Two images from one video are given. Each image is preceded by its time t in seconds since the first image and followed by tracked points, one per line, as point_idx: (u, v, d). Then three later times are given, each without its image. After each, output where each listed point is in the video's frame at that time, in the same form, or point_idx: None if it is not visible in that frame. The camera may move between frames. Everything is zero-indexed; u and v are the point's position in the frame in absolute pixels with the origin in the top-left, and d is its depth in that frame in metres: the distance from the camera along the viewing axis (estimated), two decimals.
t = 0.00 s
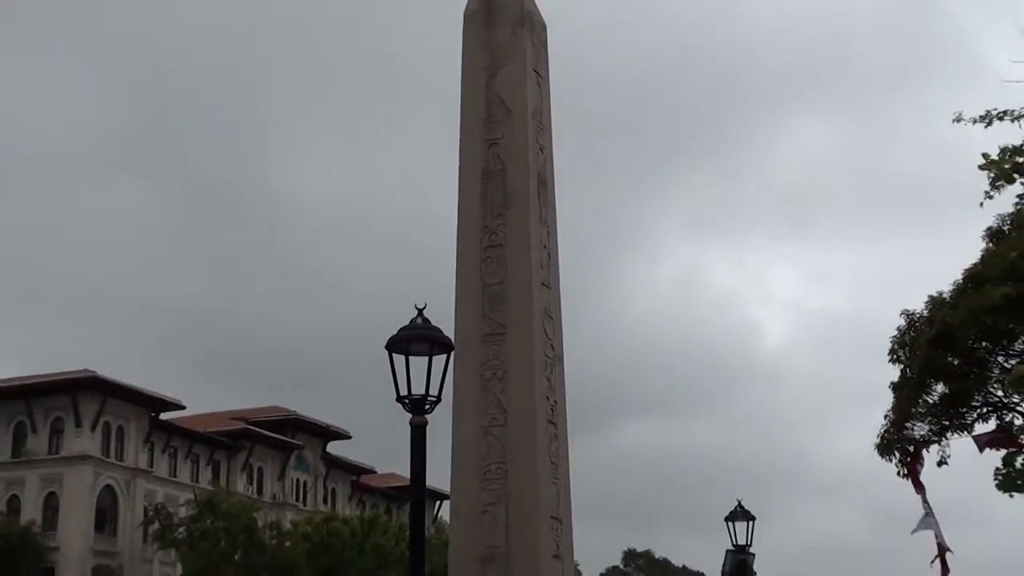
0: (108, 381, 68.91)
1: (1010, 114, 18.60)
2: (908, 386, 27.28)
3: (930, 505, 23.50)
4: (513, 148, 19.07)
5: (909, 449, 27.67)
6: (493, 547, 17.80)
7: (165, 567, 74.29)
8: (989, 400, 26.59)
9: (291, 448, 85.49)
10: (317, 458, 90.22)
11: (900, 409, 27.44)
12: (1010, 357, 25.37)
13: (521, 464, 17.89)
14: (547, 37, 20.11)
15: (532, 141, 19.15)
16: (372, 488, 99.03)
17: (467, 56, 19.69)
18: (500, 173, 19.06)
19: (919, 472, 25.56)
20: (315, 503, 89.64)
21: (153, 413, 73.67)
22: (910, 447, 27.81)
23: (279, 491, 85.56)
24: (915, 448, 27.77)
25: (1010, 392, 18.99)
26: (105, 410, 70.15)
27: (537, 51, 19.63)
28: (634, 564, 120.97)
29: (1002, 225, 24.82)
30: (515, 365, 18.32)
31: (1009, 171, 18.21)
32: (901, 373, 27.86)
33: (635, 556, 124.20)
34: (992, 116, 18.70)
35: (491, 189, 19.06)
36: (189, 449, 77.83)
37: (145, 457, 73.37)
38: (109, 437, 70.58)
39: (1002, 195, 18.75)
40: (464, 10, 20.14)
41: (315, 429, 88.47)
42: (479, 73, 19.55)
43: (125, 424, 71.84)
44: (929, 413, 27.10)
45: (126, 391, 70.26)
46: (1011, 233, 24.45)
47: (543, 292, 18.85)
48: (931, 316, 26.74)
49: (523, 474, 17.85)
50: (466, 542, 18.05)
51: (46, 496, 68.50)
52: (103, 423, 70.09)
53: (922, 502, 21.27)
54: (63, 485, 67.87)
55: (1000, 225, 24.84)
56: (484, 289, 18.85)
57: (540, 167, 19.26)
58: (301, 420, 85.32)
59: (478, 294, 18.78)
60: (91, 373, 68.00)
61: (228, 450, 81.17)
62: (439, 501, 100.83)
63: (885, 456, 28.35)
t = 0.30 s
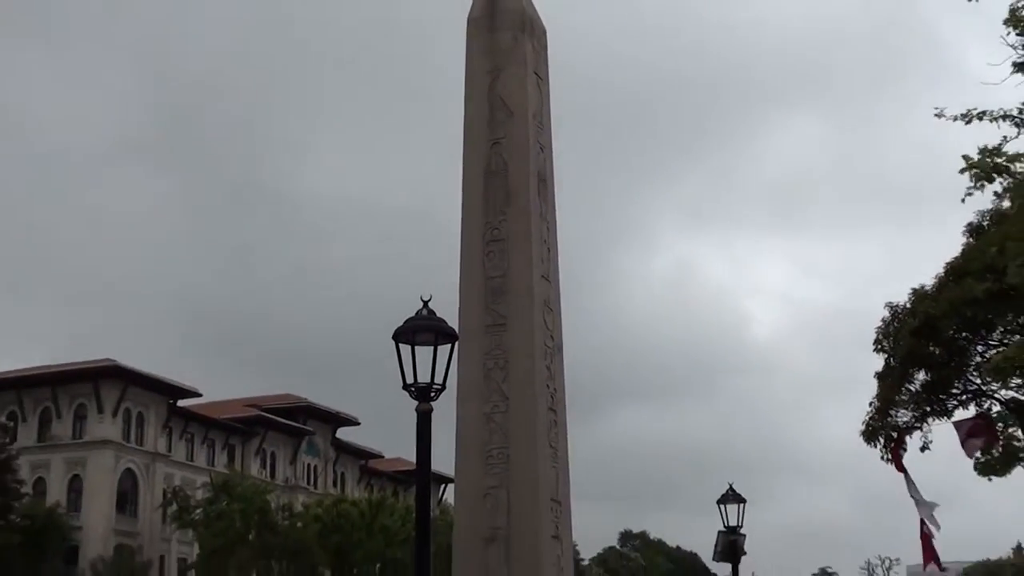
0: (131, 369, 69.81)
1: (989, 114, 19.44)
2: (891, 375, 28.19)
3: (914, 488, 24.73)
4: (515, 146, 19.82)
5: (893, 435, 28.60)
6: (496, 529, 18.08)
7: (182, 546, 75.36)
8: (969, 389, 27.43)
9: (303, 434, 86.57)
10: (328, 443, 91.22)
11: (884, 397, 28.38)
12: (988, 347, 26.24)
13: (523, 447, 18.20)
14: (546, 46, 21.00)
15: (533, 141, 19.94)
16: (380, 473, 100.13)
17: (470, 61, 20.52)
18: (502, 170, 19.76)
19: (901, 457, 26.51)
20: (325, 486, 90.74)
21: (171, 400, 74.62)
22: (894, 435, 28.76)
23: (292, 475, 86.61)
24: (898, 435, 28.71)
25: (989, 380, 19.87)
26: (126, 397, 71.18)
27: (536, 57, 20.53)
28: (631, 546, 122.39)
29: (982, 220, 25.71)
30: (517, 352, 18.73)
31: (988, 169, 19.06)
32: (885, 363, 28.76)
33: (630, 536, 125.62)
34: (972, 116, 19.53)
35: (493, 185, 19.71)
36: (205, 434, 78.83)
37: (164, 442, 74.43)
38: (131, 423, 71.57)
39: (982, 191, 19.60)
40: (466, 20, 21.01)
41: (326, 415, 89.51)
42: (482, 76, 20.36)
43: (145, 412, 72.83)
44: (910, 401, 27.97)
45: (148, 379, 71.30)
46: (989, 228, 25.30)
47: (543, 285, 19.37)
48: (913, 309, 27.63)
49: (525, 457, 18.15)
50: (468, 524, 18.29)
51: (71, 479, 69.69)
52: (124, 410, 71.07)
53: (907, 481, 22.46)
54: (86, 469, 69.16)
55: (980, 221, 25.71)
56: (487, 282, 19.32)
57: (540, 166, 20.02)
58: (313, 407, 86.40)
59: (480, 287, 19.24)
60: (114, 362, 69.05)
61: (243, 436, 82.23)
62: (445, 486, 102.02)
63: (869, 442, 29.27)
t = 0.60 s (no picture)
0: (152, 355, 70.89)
1: (970, 111, 20.33)
2: (877, 360, 29.17)
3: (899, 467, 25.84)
4: (516, 141, 20.71)
5: (878, 417, 29.64)
6: (499, 508, 18.94)
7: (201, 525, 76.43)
8: (952, 372, 28.34)
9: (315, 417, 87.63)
10: (339, 426, 92.32)
11: (871, 380, 29.37)
12: (970, 333, 27.20)
13: (525, 430, 19.06)
14: (546, 45, 21.89)
15: (534, 138, 20.84)
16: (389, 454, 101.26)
17: (474, 61, 21.42)
18: (504, 165, 20.63)
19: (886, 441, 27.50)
20: (337, 468, 91.82)
21: (190, 384, 75.66)
22: (880, 417, 29.76)
23: (305, 456, 87.67)
24: (884, 417, 29.71)
25: (969, 365, 20.85)
26: (147, 382, 72.25)
27: (535, 56, 21.45)
28: (632, 523, 123.74)
29: (963, 211, 26.64)
30: (520, 340, 19.57)
31: (969, 165, 19.96)
32: (871, 348, 29.74)
33: (630, 514, 127.03)
34: (953, 112, 20.42)
35: (495, 180, 20.59)
36: (223, 417, 79.83)
37: (182, 425, 75.51)
38: (151, 407, 72.63)
39: (963, 186, 20.53)
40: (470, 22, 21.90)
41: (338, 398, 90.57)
42: (484, 76, 21.25)
43: (165, 396, 73.86)
44: (894, 385, 28.95)
45: (168, 365, 72.35)
46: (970, 218, 26.26)
47: (545, 275, 20.22)
48: (898, 296, 28.59)
49: (528, 439, 18.99)
50: (474, 503, 19.16)
51: (95, 461, 70.79)
52: (144, 395, 72.10)
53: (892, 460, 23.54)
54: (109, 451, 70.31)
55: (963, 212, 26.66)
56: (491, 273, 20.18)
57: (540, 161, 20.90)
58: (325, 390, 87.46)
59: (485, 278, 20.11)
60: (135, 348, 70.16)
61: (258, 419, 83.25)
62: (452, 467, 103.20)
63: (857, 424, 30.30)
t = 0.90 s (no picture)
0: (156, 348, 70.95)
1: (973, 105, 20.29)
2: (879, 352, 29.17)
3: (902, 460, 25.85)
4: (520, 133, 20.69)
5: (881, 409, 29.67)
6: (502, 499, 18.94)
7: (205, 517, 76.51)
8: (955, 364, 28.37)
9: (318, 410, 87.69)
10: (342, 418, 92.34)
11: (873, 371, 29.36)
12: (972, 325, 27.22)
13: (529, 422, 19.04)
14: (550, 38, 21.87)
15: (538, 131, 20.81)
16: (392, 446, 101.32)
17: (477, 54, 21.39)
18: (508, 156, 20.60)
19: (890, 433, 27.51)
20: (340, 460, 91.84)
21: (193, 377, 75.70)
22: (883, 408, 29.76)
23: (308, 449, 87.74)
24: (886, 409, 29.70)
25: (971, 358, 20.83)
26: (150, 374, 72.30)
27: (539, 49, 21.42)
28: (633, 515, 123.70)
29: (966, 204, 26.67)
30: (523, 332, 19.56)
31: (972, 158, 19.96)
32: (874, 340, 29.74)
33: (632, 506, 127.00)
34: (957, 108, 20.39)
35: (499, 172, 20.56)
36: (226, 410, 79.89)
37: (186, 417, 75.56)
38: (154, 400, 72.69)
39: (965, 180, 20.53)
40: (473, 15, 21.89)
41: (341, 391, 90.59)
42: (488, 68, 21.22)
43: (168, 389, 73.91)
44: (897, 377, 28.98)
45: (171, 357, 72.40)
46: (972, 211, 26.29)
47: (549, 268, 20.19)
48: (901, 288, 28.61)
49: (531, 432, 18.98)
50: (477, 494, 19.16)
51: (98, 453, 70.82)
52: (148, 387, 72.15)
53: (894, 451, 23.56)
54: (113, 443, 70.42)
55: (966, 204, 26.67)
56: (494, 265, 20.14)
57: (544, 153, 20.86)
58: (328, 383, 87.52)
59: (488, 270, 20.09)
60: (138, 341, 70.21)
61: (260, 411, 83.30)
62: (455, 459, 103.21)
63: (859, 415, 30.31)
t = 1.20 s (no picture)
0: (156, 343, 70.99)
1: (973, 97, 20.31)
2: (880, 346, 29.19)
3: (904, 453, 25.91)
4: (520, 129, 20.68)
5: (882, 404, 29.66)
6: (502, 494, 18.95)
7: (206, 512, 76.58)
8: (955, 358, 28.39)
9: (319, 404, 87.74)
10: (343, 412, 92.39)
11: (873, 366, 29.36)
12: (973, 319, 27.22)
13: (529, 417, 19.06)
14: (550, 33, 21.85)
15: (538, 127, 20.80)
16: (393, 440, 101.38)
17: (477, 49, 21.38)
18: (508, 153, 20.60)
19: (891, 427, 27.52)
20: (341, 455, 91.92)
21: (194, 371, 75.76)
22: (883, 403, 29.77)
23: (309, 443, 87.80)
24: (887, 403, 29.72)
25: (971, 352, 20.85)
26: (151, 369, 72.32)
27: (539, 44, 21.40)
28: (633, 509, 123.88)
29: (966, 198, 26.69)
30: (523, 327, 19.56)
31: (971, 151, 20.00)
32: (874, 334, 29.74)
33: (632, 500, 127.11)
34: (956, 99, 20.40)
35: (499, 167, 20.56)
36: (227, 405, 79.92)
37: (187, 412, 75.60)
38: (155, 394, 72.73)
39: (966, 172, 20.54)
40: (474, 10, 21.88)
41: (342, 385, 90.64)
42: (489, 64, 21.21)
43: (169, 384, 73.95)
44: (897, 371, 28.96)
45: (172, 352, 72.44)
46: (972, 205, 26.29)
47: (549, 263, 20.18)
48: (901, 283, 28.62)
49: (531, 426, 18.99)
50: (477, 489, 19.20)
51: (99, 448, 70.87)
52: (148, 382, 72.18)
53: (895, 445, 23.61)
54: (114, 438, 70.46)
55: (967, 198, 26.67)
56: (494, 261, 20.13)
57: (544, 148, 20.84)
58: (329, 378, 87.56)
59: (487, 265, 20.08)
60: (139, 335, 70.25)
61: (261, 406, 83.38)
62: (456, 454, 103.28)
63: (860, 409, 30.30)
